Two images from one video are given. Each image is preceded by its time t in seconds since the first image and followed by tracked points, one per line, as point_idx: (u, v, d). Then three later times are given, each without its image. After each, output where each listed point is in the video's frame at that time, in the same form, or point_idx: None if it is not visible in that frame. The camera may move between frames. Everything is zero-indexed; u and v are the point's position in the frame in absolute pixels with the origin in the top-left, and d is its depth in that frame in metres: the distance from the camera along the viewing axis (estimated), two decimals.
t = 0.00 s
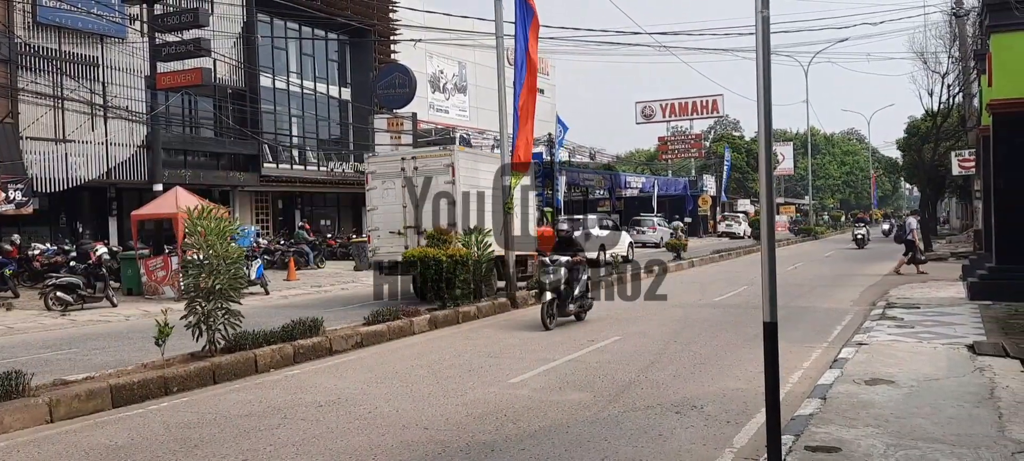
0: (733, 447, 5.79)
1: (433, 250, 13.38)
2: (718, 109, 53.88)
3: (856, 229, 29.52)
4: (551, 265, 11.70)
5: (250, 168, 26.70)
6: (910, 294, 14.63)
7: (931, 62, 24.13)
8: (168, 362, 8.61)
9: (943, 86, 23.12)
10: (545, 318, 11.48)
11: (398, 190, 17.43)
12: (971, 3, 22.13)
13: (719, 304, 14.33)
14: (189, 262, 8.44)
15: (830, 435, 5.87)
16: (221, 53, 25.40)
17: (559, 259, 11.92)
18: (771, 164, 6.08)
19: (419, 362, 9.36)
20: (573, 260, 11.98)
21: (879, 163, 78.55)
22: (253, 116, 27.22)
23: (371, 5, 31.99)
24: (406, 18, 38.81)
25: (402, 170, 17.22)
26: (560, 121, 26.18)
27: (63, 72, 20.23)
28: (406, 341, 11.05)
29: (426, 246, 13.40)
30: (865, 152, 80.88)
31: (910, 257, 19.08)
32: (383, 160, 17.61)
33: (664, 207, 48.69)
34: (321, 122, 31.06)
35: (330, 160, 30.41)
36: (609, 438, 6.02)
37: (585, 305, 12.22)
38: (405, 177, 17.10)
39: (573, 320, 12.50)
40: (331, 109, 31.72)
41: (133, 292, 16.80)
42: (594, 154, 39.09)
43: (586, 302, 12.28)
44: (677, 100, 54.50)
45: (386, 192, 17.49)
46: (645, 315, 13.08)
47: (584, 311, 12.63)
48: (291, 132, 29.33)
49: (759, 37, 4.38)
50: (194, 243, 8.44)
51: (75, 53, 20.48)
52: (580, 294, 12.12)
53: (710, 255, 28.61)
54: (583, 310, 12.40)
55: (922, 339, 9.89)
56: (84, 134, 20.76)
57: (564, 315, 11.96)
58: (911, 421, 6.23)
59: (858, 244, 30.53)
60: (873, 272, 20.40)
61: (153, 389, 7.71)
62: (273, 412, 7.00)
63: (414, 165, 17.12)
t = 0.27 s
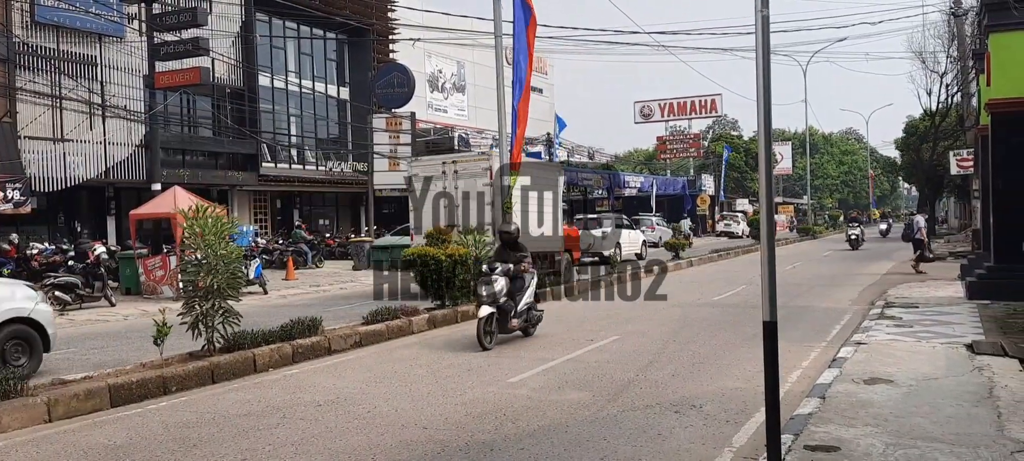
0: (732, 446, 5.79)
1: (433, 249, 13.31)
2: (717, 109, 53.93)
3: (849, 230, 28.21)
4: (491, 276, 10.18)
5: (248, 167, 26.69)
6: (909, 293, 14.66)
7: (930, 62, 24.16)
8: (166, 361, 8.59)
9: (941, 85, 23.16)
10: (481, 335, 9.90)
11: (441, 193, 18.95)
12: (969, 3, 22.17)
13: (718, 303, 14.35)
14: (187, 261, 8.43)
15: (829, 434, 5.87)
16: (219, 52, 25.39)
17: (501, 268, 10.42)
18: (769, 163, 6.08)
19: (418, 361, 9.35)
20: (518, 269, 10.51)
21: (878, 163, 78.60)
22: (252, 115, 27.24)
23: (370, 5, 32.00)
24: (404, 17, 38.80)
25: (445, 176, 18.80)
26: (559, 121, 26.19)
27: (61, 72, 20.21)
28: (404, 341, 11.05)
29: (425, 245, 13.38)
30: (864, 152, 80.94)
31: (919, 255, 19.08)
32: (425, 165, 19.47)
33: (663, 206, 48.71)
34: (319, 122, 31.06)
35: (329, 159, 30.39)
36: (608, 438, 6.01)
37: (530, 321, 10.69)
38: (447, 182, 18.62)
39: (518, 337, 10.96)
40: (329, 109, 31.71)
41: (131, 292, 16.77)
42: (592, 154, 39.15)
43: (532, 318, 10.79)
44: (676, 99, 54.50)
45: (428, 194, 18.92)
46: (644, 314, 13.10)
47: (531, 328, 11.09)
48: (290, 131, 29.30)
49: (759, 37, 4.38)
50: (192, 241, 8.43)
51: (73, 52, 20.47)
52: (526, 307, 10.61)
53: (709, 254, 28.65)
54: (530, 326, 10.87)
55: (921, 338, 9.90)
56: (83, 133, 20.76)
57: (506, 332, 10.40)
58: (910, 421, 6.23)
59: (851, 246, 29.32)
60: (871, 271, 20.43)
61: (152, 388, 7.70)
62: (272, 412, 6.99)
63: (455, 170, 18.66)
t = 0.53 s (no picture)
0: (731, 445, 5.79)
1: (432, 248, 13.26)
2: (715, 109, 53.98)
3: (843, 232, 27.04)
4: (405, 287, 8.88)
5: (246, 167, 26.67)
6: (908, 293, 14.67)
7: (928, 62, 24.20)
8: (164, 361, 8.57)
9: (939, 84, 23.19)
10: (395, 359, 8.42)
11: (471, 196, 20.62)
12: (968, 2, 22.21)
13: (717, 303, 14.37)
14: (185, 261, 8.42)
15: (829, 434, 5.87)
16: (217, 52, 25.35)
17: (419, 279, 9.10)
18: (768, 161, 6.08)
19: (417, 361, 9.35)
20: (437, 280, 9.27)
21: (877, 162, 78.68)
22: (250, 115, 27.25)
23: (369, 4, 31.98)
24: (403, 17, 38.79)
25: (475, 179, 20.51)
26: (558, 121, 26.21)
27: (59, 71, 20.17)
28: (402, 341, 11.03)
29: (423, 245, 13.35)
30: (863, 151, 80.98)
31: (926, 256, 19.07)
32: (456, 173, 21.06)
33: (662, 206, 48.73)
34: (318, 121, 31.04)
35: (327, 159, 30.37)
36: (608, 437, 6.01)
37: (457, 343, 9.23)
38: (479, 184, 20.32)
39: (442, 361, 9.43)
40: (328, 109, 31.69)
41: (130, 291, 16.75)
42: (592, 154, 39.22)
43: (461, 339, 9.37)
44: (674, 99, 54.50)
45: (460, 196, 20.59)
46: (643, 313, 13.12)
47: (458, 350, 9.63)
48: (288, 131, 29.27)
49: (758, 38, 4.37)
50: (192, 241, 8.42)
51: (71, 52, 20.44)
52: (451, 326, 9.26)
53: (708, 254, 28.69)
54: (455, 349, 9.37)
55: (920, 338, 9.91)
56: (81, 133, 20.73)
57: (426, 356, 8.94)
58: (910, 420, 6.23)
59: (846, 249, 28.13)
60: (870, 271, 20.44)
61: (151, 388, 7.69)
62: (271, 411, 6.99)
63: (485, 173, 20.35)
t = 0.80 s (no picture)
0: (730, 445, 5.79)
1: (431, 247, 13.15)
2: (713, 108, 53.99)
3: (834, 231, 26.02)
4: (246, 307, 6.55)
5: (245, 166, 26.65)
6: (906, 292, 14.68)
7: (926, 61, 24.21)
8: (162, 360, 8.55)
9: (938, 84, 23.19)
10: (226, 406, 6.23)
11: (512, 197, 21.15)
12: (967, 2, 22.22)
13: (715, 302, 14.38)
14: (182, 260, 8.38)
15: (827, 433, 5.87)
16: (215, 50, 25.30)
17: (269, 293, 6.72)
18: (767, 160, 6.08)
19: (415, 360, 9.34)
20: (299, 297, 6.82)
21: (874, 162, 78.74)
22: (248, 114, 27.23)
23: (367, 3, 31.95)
24: (402, 16, 38.77)
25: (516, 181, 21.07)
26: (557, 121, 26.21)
27: (57, 70, 20.14)
28: (401, 340, 11.02)
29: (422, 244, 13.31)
30: (860, 150, 81.04)
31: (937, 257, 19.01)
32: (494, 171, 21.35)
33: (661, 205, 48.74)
34: (316, 121, 31.03)
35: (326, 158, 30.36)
36: (607, 436, 6.01)
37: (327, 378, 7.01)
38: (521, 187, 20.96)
39: (311, 403, 7.23)
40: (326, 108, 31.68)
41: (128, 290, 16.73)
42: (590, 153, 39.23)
43: (332, 374, 7.14)
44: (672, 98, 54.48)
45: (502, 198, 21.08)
46: (642, 312, 13.12)
47: (333, 388, 7.35)
48: (287, 130, 29.24)
49: (758, 37, 4.37)
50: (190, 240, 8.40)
51: (69, 51, 20.40)
52: (319, 358, 6.95)
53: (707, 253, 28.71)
54: (330, 385, 7.21)
55: (918, 337, 9.91)
56: (79, 132, 20.69)
57: (278, 398, 6.66)
58: (909, 419, 6.23)
59: (839, 251, 26.86)
60: (868, 270, 20.47)
61: (148, 387, 7.67)
62: (269, 410, 6.98)
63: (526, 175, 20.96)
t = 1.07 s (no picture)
0: (729, 444, 5.79)
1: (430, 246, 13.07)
2: (713, 108, 53.98)
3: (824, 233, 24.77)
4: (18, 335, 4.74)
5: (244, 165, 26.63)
6: (905, 292, 14.68)
7: (926, 61, 24.21)
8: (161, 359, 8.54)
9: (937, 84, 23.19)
10: None
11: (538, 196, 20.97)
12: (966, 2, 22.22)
13: (714, 301, 14.38)
14: (182, 259, 8.36)
15: (827, 433, 5.88)
16: (215, 49, 25.25)
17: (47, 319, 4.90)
18: (767, 161, 6.07)
19: (414, 360, 9.34)
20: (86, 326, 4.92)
21: (874, 161, 78.62)
22: (247, 113, 27.20)
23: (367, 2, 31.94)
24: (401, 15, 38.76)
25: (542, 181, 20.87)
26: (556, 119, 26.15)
27: (56, 69, 20.10)
28: (400, 339, 11.01)
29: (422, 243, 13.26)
30: (860, 150, 80.95)
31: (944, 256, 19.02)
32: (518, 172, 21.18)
33: (660, 204, 48.75)
34: (315, 120, 31.02)
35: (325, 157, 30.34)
36: (606, 436, 6.01)
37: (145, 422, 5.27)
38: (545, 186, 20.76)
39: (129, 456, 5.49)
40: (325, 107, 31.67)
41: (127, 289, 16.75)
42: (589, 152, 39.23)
43: (152, 424, 5.32)
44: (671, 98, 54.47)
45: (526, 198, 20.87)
46: (641, 312, 13.12)
47: (163, 435, 5.61)
48: (286, 129, 29.23)
49: (758, 36, 4.37)
50: (190, 240, 8.39)
51: (68, 49, 20.36)
52: (126, 399, 5.16)
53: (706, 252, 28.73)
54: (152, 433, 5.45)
55: (918, 337, 9.91)
56: (78, 131, 20.67)
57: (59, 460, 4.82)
58: (909, 419, 6.23)
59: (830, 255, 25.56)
60: (868, 270, 20.47)
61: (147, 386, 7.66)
62: (270, 409, 6.98)
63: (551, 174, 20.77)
